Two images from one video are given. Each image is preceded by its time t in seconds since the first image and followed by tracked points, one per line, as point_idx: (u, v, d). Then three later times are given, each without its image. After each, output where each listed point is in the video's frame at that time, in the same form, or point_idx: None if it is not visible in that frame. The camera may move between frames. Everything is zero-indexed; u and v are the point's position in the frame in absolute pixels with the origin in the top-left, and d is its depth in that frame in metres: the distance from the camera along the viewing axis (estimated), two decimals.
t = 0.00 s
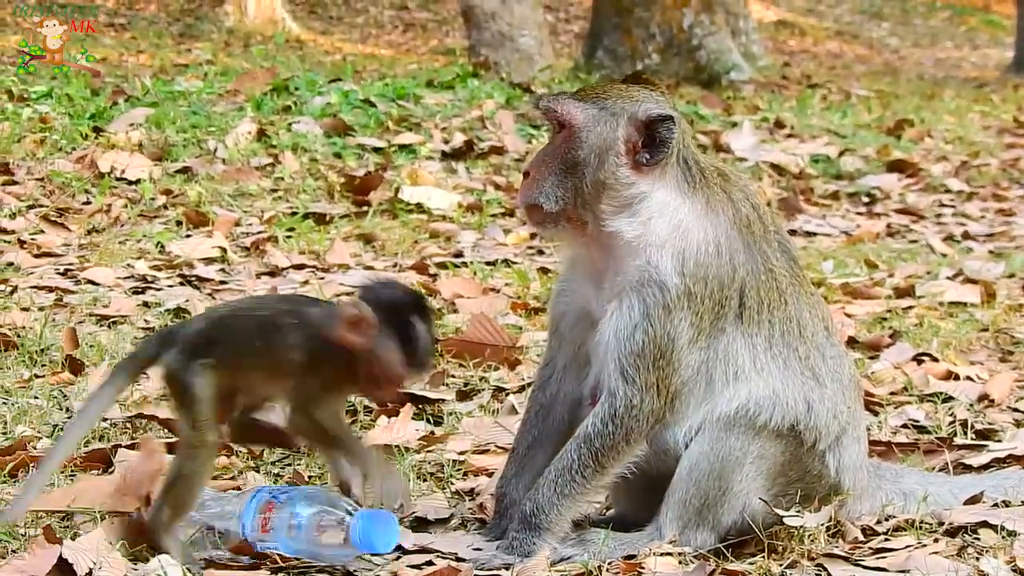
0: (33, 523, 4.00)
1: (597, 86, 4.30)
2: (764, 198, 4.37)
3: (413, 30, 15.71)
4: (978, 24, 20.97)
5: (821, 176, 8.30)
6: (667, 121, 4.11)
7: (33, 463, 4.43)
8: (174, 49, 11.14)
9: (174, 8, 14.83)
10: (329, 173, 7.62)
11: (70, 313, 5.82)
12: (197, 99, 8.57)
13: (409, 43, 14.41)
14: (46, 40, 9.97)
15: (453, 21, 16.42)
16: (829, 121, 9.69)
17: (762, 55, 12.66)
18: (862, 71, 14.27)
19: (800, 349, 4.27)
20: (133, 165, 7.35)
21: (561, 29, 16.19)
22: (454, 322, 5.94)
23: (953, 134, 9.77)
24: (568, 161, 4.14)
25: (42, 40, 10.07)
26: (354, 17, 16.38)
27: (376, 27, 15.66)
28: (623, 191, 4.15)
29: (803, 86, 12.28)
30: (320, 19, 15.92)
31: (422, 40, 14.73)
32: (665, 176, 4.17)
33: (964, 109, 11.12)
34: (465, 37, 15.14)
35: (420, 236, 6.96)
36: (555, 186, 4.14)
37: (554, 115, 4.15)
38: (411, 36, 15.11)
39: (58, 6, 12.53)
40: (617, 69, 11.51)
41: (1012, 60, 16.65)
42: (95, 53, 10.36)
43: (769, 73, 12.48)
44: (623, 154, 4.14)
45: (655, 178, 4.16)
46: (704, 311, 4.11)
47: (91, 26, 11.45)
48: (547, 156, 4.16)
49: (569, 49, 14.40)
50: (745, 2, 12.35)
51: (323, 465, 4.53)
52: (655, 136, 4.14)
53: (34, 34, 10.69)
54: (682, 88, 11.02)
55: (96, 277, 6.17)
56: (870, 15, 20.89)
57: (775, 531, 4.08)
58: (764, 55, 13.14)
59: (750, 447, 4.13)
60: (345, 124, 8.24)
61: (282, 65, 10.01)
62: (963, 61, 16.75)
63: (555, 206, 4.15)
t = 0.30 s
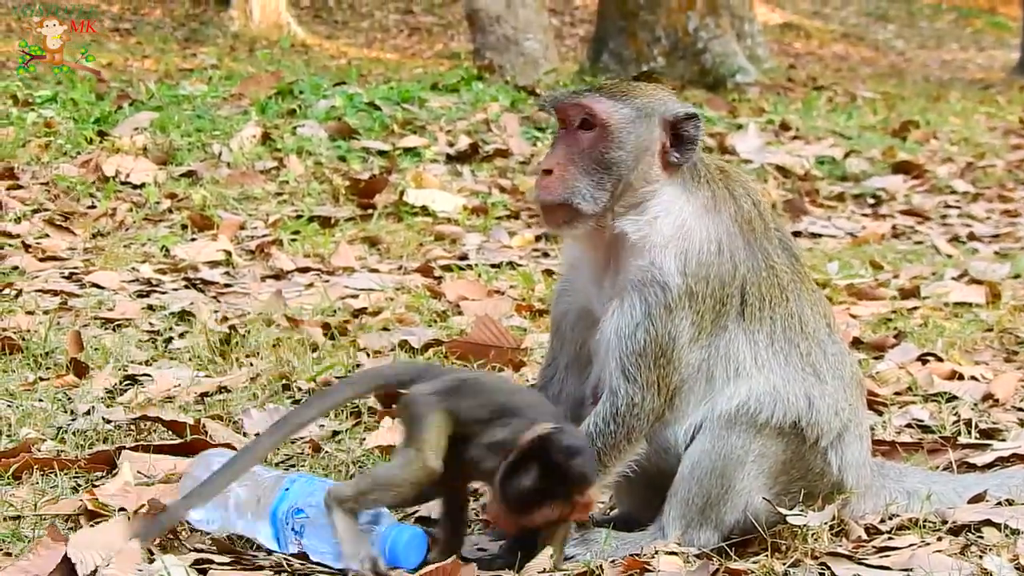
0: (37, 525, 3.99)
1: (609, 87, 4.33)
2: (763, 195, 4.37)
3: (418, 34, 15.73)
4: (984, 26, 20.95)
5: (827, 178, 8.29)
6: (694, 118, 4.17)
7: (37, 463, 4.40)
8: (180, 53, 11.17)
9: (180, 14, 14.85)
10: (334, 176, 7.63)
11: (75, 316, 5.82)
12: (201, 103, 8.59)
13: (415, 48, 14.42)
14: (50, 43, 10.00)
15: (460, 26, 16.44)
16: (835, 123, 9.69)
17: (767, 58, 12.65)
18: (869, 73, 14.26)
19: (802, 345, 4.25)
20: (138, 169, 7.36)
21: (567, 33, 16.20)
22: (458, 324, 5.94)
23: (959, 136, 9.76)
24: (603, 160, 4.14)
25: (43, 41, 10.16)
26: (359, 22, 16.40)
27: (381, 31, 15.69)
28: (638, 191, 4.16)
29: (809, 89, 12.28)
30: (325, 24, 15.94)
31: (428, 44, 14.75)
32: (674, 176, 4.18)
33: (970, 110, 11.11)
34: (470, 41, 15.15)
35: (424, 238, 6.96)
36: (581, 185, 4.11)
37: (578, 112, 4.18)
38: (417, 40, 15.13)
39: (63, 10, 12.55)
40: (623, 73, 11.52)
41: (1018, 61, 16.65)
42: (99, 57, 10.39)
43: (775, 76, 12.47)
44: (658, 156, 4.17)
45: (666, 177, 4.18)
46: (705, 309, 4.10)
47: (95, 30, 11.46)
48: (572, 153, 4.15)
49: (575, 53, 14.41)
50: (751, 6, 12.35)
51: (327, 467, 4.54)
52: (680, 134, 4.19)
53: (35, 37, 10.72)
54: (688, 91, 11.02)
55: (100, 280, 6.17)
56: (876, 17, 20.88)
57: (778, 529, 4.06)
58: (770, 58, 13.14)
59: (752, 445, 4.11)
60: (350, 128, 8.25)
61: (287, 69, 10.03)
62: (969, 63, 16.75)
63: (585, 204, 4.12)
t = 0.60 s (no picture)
0: (40, 524, 3.96)
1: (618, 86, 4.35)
2: (765, 191, 4.37)
3: (421, 35, 15.74)
4: (987, 27, 20.97)
5: (830, 178, 8.31)
6: (701, 117, 4.22)
7: (40, 463, 4.38)
8: (183, 54, 11.18)
9: (182, 14, 14.86)
10: (337, 176, 7.64)
11: (78, 315, 5.81)
12: (205, 103, 8.60)
13: (417, 48, 14.43)
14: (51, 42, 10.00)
15: (464, 27, 16.45)
16: (838, 123, 9.70)
17: (770, 58, 12.65)
18: (871, 74, 14.27)
19: (806, 341, 4.25)
20: (140, 169, 7.37)
21: (570, 34, 16.21)
22: (462, 323, 5.94)
23: (962, 136, 9.78)
24: (623, 161, 4.16)
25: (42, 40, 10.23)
26: (362, 22, 16.41)
27: (384, 31, 15.70)
28: (652, 193, 4.17)
29: (812, 90, 12.30)
30: (328, 24, 15.94)
31: (431, 45, 14.76)
32: (685, 175, 4.20)
33: (972, 111, 11.12)
34: (473, 42, 15.17)
35: (428, 238, 6.97)
36: (602, 185, 4.15)
37: (592, 113, 4.19)
38: (420, 41, 15.13)
39: (65, 10, 12.55)
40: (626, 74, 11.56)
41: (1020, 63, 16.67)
42: (101, 57, 10.39)
43: (778, 77, 12.48)
44: (670, 156, 4.20)
45: (677, 176, 4.20)
46: (709, 307, 4.09)
47: (97, 30, 11.44)
48: (591, 154, 4.17)
49: (577, 54, 14.42)
50: (754, 7, 12.34)
51: (330, 466, 4.53)
52: (690, 133, 4.22)
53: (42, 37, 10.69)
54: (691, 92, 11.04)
55: (103, 279, 6.16)
56: (879, 18, 20.90)
57: (783, 528, 4.02)
58: (773, 59, 13.15)
59: (756, 442, 4.10)
60: (353, 129, 8.26)
61: (290, 69, 10.04)
62: (972, 64, 16.76)
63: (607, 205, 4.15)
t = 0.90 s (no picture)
0: (41, 522, 3.95)
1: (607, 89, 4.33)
2: (762, 188, 4.36)
3: (420, 33, 15.74)
4: (985, 28, 21.02)
5: (828, 178, 8.35)
6: (689, 117, 4.23)
7: (40, 460, 4.37)
8: (182, 51, 11.18)
9: (180, 11, 14.83)
10: (336, 175, 7.66)
11: (78, 312, 5.81)
12: (204, 100, 8.60)
13: (415, 46, 14.43)
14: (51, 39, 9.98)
15: (462, 26, 16.46)
16: (837, 123, 9.74)
17: (769, 57, 12.68)
18: (869, 74, 14.31)
19: (805, 338, 4.24)
20: (139, 166, 7.37)
21: (568, 32, 16.23)
22: (463, 322, 5.96)
23: (961, 136, 9.82)
24: (614, 165, 4.15)
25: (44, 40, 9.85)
26: (361, 20, 16.40)
27: (383, 29, 15.69)
28: (647, 192, 4.16)
29: (810, 90, 12.33)
30: (326, 22, 15.92)
31: (429, 43, 14.76)
32: (680, 176, 4.20)
33: (971, 111, 11.17)
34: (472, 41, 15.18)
35: (428, 237, 6.99)
36: (593, 190, 4.12)
37: (583, 116, 4.16)
38: (419, 39, 15.14)
39: (64, 6, 12.51)
40: (624, 72, 11.60)
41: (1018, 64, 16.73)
42: (100, 55, 10.37)
43: (777, 76, 12.52)
44: (662, 157, 4.20)
45: (669, 177, 4.19)
46: (709, 305, 4.07)
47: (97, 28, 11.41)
48: (582, 160, 4.15)
49: (574, 52, 14.44)
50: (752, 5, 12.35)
51: (331, 465, 4.54)
52: (681, 133, 4.23)
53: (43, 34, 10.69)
54: (689, 91, 11.06)
55: (102, 277, 6.16)
56: (877, 18, 20.95)
57: (785, 528, 4.05)
58: (771, 58, 13.18)
59: (759, 441, 4.10)
60: (352, 126, 8.27)
61: (289, 67, 10.04)
62: (969, 65, 16.82)
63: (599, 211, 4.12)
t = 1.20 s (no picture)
0: (38, 520, 3.94)
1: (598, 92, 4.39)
2: (755, 184, 4.35)
3: (417, 33, 15.75)
4: (982, 27, 21.04)
5: (826, 177, 8.36)
6: (679, 117, 4.25)
7: (38, 458, 4.36)
8: (179, 51, 11.18)
9: (178, 12, 14.83)
10: (334, 174, 7.66)
11: (75, 311, 5.80)
12: (201, 100, 8.60)
13: (413, 46, 14.43)
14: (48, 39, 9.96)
15: (459, 26, 16.46)
16: (835, 122, 9.74)
17: (767, 57, 12.69)
18: (866, 74, 14.32)
19: (800, 333, 4.22)
20: (136, 166, 7.37)
21: (565, 33, 16.23)
22: (460, 320, 5.95)
23: (959, 136, 9.83)
24: (604, 166, 4.21)
25: (44, 40, 9.88)
26: (358, 20, 16.40)
27: (380, 29, 15.70)
28: (638, 191, 4.20)
29: (807, 90, 12.35)
30: (324, 23, 15.92)
31: (426, 43, 14.77)
32: (671, 174, 4.22)
33: (969, 110, 11.18)
34: (469, 41, 15.19)
35: (425, 236, 6.99)
36: (585, 191, 4.19)
37: (574, 118, 4.23)
38: (416, 39, 15.15)
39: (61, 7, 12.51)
40: (621, 72, 11.62)
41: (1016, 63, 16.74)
42: (98, 55, 10.37)
43: (774, 76, 12.53)
44: (652, 157, 4.24)
45: (659, 176, 4.22)
46: (703, 299, 4.06)
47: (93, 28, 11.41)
48: (573, 161, 4.22)
49: (572, 53, 14.45)
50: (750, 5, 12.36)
51: (329, 463, 4.53)
52: (670, 133, 4.26)
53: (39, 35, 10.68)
54: (686, 91, 11.08)
55: (100, 277, 6.16)
56: (875, 18, 20.97)
57: (782, 525, 4.05)
58: (768, 58, 13.19)
59: (756, 438, 4.07)
60: (350, 126, 8.27)
61: (286, 67, 10.04)
62: (967, 64, 16.84)
63: (591, 210, 4.18)
